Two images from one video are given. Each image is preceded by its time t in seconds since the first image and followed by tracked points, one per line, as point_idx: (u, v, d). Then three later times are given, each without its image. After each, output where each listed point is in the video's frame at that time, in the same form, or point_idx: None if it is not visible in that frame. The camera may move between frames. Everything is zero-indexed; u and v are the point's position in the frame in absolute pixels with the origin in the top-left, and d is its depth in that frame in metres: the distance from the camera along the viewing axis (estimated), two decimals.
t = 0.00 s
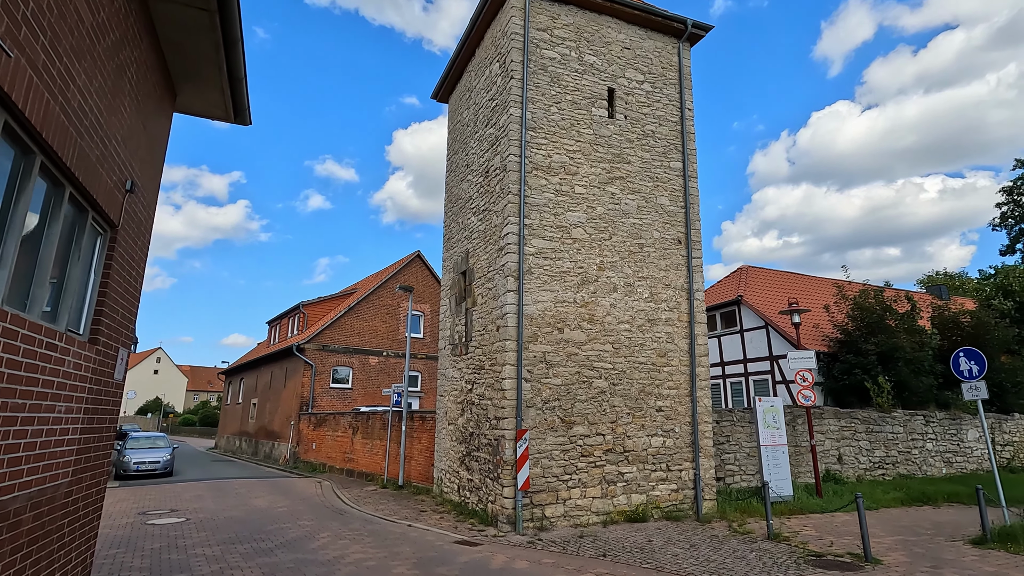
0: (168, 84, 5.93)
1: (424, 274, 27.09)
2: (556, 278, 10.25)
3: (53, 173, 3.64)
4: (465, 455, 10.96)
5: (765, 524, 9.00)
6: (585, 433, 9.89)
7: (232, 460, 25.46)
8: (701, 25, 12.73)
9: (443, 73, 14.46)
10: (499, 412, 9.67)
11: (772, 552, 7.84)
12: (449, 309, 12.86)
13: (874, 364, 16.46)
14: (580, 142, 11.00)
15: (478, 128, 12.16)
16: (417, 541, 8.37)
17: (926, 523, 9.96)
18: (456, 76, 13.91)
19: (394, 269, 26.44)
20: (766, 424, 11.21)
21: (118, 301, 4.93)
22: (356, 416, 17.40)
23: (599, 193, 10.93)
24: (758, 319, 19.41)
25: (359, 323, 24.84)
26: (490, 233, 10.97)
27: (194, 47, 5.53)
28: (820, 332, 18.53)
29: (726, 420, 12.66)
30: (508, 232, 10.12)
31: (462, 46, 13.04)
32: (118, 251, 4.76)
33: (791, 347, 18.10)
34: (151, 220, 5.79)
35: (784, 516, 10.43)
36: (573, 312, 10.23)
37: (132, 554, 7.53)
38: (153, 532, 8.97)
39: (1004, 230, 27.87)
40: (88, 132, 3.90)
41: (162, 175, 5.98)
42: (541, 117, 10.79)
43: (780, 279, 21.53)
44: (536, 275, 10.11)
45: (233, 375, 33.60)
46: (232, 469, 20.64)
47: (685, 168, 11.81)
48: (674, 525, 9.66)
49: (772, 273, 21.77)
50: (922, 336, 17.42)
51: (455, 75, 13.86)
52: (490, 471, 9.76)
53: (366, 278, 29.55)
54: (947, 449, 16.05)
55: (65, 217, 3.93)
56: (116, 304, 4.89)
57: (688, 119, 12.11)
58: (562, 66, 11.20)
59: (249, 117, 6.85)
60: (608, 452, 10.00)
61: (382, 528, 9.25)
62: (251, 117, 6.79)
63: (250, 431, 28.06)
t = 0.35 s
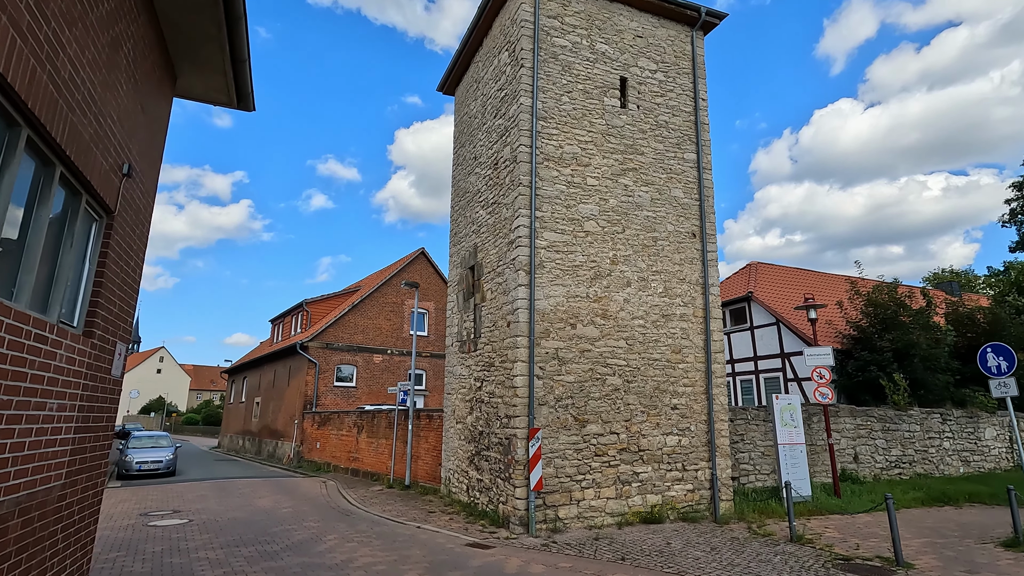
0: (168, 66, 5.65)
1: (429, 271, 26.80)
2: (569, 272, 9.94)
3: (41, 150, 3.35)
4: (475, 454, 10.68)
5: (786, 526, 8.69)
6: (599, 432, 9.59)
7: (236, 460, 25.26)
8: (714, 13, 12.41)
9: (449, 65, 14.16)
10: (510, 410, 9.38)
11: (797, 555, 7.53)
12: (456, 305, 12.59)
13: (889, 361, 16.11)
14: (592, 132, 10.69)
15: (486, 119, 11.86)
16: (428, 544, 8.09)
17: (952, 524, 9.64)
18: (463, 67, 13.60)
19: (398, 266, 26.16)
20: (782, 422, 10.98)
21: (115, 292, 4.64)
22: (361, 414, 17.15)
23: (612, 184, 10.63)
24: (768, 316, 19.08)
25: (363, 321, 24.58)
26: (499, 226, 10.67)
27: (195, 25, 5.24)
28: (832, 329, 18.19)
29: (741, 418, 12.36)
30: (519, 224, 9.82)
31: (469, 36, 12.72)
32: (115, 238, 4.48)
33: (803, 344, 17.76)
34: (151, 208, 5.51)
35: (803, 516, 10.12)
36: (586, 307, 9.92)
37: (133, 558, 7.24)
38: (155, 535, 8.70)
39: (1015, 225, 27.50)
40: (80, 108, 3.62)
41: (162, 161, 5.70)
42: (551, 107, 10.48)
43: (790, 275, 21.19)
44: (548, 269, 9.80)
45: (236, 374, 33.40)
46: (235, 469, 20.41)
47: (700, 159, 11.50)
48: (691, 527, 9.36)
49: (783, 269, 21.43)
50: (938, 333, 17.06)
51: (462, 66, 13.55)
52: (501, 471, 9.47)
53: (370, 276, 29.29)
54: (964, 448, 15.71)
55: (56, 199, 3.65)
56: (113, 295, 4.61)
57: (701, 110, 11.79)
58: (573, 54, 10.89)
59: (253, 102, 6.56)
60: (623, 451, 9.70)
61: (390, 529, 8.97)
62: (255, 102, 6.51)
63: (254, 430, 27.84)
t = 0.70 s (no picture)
0: (164, 42, 5.34)
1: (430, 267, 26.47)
2: (578, 264, 9.63)
3: (20, 118, 3.06)
4: (481, 452, 10.40)
5: (805, 526, 8.41)
6: (609, 428, 9.31)
7: (235, 457, 24.96)
8: None
9: (453, 54, 13.84)
10: (518, 406, 9.09)
11: (819, 556, 7.25)
12: (461, 299, 12.30)
13: (901, 356, 15.83)
14: (602, 120, 10.38)
15: (492, 107, 11.55)
16: (434, 545, 7.81)
17: (973, 523, 9.36)
18: (468, 56, 13.28)
19: (399, 262, 25.85)
20: (797, 419, 10.71)
21: (105, 278, 4.34)
22: (363, 411, 16.87)
23: (622, 174, 10.32)
24: (776, 311, 18.78)
25: (364, 316, 24.27)
26: (506, 217, 10.37)
27: None
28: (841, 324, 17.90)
29: (752, 415, 12.07)
30: (527, 215, 9.52)
31: (474, 23, 12.38)
32: (104, 221, 4.18)
33: (812, 340, 17.46)
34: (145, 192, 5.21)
35: (819, 515, 9.83)
36: (596, 300, 9.62)
37: (129, 560, 6.95)
38: (152, 535, 8.40)
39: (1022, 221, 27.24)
40: (64, 74, 3.32)
41: (156, 142, 5.38)
42: (560, 94, 10.17)
43: (798, 270, 20.89)
44: (557, 261, 9.50)
45: (235, 370, 33.14)
46: (236, 466, 20.12)
47: (712, 149, 11.19)
48: (705, 526, 9.08)
49: (790, 264, 21.13)
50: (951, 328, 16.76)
51: (467, 54, 13.22)
52: (509, 469, 9.19)
53: (371, 272, 28.97)
54: (977, 446, 15.44)
55: (37, 174, 3.36)
56: (103, 281, 4.30)
57: (713, 98, 11.47)
58: (582, 40, 10.56)
59: (253, 83, 6.25)
60: (634, 449, 9.42)
61: (394, 529, 8.69)
62: (255, 83, 6.20)
63: (253, 428, 27.57)
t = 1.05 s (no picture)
0: (153, 11, 5.00)
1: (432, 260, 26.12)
2: (588, 254, 9.31)
3: None
4: (488, 447, 10.12)
5: (824, 524, 8.13)
6: (620, 423, 9.01)
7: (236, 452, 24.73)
8: None
9: (456, 40, 13.46)
10: (526, 400, 8.79)
11: (841, 556, 6.96)
12: (465, 291, 11.99)
13: (913, 350, 15.53)
14: (612, 105, 10.03)
15: (498, 93, 11.19)
16: (441, 544, 7.52)
17: (995, 520, 9.07)
18: (472, 41, 12.90)
19: (401, 255, 25.50)
20: (811, 413, 10.42)
21: (90, 261, 4.02)
22: (365, 405, 16.59)
23: (633, 161, 9.98)
24: (783, 304, 18.47)
25: (365, 310, 23.96)
26: (513, 205, 10.03)
27: None
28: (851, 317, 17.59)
29: (764, 409, 11.79)
30: (535, 202, 9.18)
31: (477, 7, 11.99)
32: (88, 199, 3.85)
33: (821, 333, 17.16)
34: (134, 172, 4.88)
35: (835, 512, 9.56)
36: (606, 291, 9.31)
37: (123, 560, 6.67)
38: (148, 533, 8.12)
39: None
40: (37, 30, 2.98)
41: (146, 119, 5.04)
42: (569, 77, 9.81)
43: (805, 263, 20.57)
44: (566, 251, 9.17)
45: (235, 365, 32.88)
46: (236, 461, 19.88)
47: (724, 136, 10.84)
48: (718, 524, 8.81)
49: (797, 256, 20.81)
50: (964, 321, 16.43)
51: (471, 39, 12.84)
52: (517, 464, 8.91)
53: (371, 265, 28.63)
54: (990, 440, 15.17)
55: (8, 141, 3.04)
56: (87, 264, 3.98)
57: (726, 83, 11.11)
58: (591, 22, 10.19)
59: (249, 59, 5.91)
60: (645, 444, 9.14)
61: (398, 527, 8.41)
62: (251, 58, 5.86)
63: (254, 423, 27.33)
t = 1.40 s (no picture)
0: None
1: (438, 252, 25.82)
2: (602, 242, 8.98)
3: None
4: (499, 441, 9.85)
5: (850, 522, 7.82)
6: (636, 417, 8.72)
7: (241, 447, 24.58)
8: None
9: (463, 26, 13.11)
10: (540, 393, 8.50)
11: (873, 555, 6.65)
12: (474, 282, 11.69)
13: (932, 342, 15.16)
14: (627, 88, 9.67)
15: (507, 77, 10.85)
16: (453, 542, 7.26)
17: None
18: (479, 26, 12.54)
19: (406, 247, 25.22)
20: (832, 406, 10.10)
21: (79, 243, 3.73)
22: (371, 399, 16.36)
23: (648, 146, 9.64)
24: (796, 296, 18.09)
25: (371, 303, 23.71)
26: (524, 192, 9.71)
27: None
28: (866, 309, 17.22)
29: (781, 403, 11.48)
30: (548, 188, 8.86)
31: None
32: (76, 175, 3.56)
33: (835, 325, 16.79)
34: (129, 150, 4.59)
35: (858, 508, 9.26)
36: (622, 280, 8.99)
37: (124, 559, 6.42)
38: (151, 530, 7.89)
39: None
40: None
41: (142, 95, 4.75)
42: (582, 59, 9.46)
43: (818, 254, 20.17)
44: (580, 239, 8.84)
45: (241, 359, 32.75)
46: (242, 456, 19.72)
47: (742, 120, 10.47)
48: (739, 521, 8.53)
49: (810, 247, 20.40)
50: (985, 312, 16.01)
51: (478, 24, 12.49)
52: (530, 460, 8.64)
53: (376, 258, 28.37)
54: (1010, 434, 14.81)
55: None
56: (78, 246, 3.70)
57: (744, 65, 10.72)
58: (604, 1, 9.82)
59: (250, 33, 5.61)
60: (662, 438, 8.85)
61: (408, 524, 8.15)
62: (252, 33, 5.56)
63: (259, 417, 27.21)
